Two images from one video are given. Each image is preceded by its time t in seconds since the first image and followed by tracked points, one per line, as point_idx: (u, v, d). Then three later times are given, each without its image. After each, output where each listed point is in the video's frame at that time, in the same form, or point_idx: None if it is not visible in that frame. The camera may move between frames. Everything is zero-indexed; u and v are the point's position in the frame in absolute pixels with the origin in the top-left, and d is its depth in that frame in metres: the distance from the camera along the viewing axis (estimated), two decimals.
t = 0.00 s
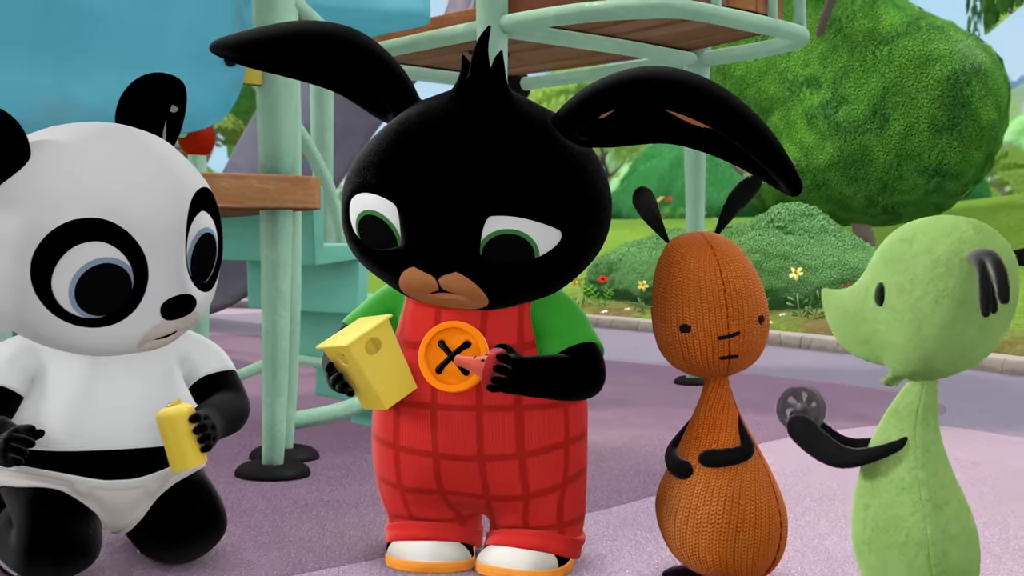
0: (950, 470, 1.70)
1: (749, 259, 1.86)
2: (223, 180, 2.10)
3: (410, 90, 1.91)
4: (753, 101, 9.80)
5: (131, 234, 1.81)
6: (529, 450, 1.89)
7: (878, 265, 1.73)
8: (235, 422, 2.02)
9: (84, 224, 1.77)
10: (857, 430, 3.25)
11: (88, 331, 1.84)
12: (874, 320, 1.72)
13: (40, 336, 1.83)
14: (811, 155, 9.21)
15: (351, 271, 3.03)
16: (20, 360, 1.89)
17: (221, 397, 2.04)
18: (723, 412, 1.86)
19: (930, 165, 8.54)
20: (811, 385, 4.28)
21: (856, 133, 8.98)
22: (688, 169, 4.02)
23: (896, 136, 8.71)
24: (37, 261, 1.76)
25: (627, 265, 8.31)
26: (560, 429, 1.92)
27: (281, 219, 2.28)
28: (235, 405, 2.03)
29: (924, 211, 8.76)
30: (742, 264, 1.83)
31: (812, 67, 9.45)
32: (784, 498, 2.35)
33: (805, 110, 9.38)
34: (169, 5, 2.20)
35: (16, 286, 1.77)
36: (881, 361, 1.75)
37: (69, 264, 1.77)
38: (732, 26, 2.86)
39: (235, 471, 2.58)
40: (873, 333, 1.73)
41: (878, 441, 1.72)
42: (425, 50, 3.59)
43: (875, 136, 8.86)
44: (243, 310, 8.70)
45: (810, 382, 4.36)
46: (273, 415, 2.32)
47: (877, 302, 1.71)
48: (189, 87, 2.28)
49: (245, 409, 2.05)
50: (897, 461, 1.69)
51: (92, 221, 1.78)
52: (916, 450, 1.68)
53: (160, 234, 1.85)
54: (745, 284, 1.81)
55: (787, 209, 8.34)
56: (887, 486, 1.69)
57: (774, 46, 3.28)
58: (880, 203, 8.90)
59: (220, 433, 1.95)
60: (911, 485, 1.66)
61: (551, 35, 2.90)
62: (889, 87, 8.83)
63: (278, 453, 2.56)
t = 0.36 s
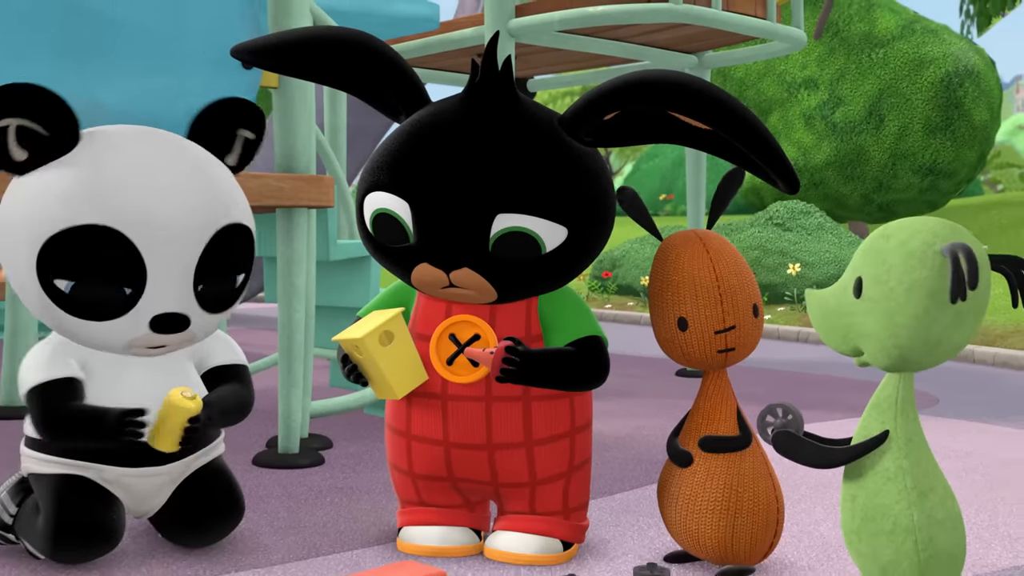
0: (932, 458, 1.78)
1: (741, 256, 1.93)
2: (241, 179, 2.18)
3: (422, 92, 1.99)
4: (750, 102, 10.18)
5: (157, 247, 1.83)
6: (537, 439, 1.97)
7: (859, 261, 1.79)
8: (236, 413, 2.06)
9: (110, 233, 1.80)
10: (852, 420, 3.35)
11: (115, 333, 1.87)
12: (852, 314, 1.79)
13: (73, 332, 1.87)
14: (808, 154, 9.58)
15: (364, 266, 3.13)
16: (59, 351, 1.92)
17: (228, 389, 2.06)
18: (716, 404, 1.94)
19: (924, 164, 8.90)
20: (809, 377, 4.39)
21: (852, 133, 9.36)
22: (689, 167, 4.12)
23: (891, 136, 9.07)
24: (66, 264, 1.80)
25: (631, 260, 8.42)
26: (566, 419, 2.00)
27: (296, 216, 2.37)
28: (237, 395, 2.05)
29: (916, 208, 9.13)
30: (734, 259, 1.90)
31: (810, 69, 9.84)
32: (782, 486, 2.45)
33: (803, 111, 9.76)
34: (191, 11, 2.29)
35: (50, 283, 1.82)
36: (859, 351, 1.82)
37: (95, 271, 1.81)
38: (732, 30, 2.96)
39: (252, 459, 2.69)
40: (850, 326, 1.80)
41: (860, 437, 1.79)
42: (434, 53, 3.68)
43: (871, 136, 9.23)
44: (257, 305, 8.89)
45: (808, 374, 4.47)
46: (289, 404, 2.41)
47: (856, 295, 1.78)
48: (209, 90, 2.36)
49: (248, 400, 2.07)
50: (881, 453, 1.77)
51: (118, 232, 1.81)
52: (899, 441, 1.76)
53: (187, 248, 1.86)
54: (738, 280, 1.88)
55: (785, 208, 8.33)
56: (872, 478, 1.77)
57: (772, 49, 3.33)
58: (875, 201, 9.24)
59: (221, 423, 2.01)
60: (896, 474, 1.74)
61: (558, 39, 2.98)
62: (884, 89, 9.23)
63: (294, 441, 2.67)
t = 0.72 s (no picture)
0: (923, 446, 1.84)
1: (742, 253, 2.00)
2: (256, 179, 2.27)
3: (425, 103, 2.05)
4: (750, 104, 10.48)
5: (175, 243, 1.91)
6: (546, 426, 2.06)
7: (849, 256, 1.86)
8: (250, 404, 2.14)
9: (129, 229, 1.88)
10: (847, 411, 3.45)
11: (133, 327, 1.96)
12: (844, 308, 1.86)
13: (92, 323, 1.96)
14: (806, 153, 9.92)
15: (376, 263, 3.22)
16: (86, 343, 2.02)
17: (242, 379, 2.14)
18: (716, 396, 2.01)
19: (917, 164, 9.24)
20: (806, 370, 4.50)
21: (849, 134, 9.67)
22: (690, 167, 4.23)
23: (887, 136, 9.40)
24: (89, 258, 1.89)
25: (634, 257, 8.56)
26: (574, 407, 2.09)
27: (310, 215, 2.46)
28: (251, 387, 2.14)
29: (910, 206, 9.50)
30: (734, 255, 1.98)
31: (807, 72, 10.14)
32: (779, 474, 2.58)
33: (800, 113, 10.06)
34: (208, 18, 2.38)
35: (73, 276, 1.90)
36: (852, 345, 1.89)
37: (115, 266, 1.89)
38: (732, 34, 3.04)
39: (267, 450, 2.79)
40: (843, 320, 1.87)
41: (854, 427, 1.86)
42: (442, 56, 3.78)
43: (867, 137, 9.54)
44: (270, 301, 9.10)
45: (806, 367, 4.58)
46: (303, 395, 2.50)
47: (847, 290, 1.85)
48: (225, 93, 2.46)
49: (261, 391, 2.15)
50: (876, 442, 1.83)
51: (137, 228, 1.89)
52: (892, 431, 1.82)
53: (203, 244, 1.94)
54: (738, 275, 1.95)
55: (783, 206, 8.35)
56: (867, 467, 1.84)
57: (771, 51, 3.42)
58: (870, 200, 9.61)
59: (235, 412, 2.09)
60: (889, 462, 1.81)
61: (563, 42, 3.06)
62: (880, 90, 9.53)
63: (308, 431, 2.77)
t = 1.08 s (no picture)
0: (913, 436, 1.91)
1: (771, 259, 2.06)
2: (271, 179, 2.35)
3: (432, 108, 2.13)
4: (750, 104, 10.29)
5: (183, 236, 1.99)
6: (560, 414, 2.17)
7: (844, 253, 1.93)
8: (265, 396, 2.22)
9: (136, 229, 1.96)
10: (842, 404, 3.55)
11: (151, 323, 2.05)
12: (837, 303, 1.93)
13: (106, 319, 2.05)
14: (802, 155, 9.91)
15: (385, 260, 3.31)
16: (107, 336, 2.11)
17: (257, 372, 2.23)
18: (714, 388, 2.09)
19: (912, 164, 9.56)
20: (803, 364, 4.62)
21: (844, 134, 9.76)
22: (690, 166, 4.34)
23: (883, 135, 9.63)
24: (100, 259, 1.97)
25: (636, 254, 8.68)
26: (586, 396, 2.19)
27: (323, 213, 2.55)
28: (266, 379, 2.22)
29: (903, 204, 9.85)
30: (768, 260, 2.03)
31: (804, 75, 10.08)
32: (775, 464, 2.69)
33: (798, 114, 10.02)
34: (224, 23, 2.46)
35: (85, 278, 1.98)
36: (846, 339, 1.95)
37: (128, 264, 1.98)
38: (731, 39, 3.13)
39: (280, 441, 2.88)
40: (837, 314, 1.94)
41: (847, 418, 1.93)
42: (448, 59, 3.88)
43: (861, 137, 9.74)
44: (281, 296, 9.30)
45: (803, 362, 4.69)
46: (316, 387, 2.60)
47: (841, 285, 1.92)
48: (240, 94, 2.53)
49: (276, 383, 2.23)
50: (868, 432, 1.90)
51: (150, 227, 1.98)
52: (884, 422, 1.89)
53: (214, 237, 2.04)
54: (766, 277, 2.02)
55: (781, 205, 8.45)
56: (857, 456, 1.90)
57: (769, 55, 3.58)
58: (864, 198, 9.90)
59: (252, 404, 2.17)
60: (881, 451, 1.87)
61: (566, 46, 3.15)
62: (874, 93, 9.68)
63: (320, 421, 2.87)
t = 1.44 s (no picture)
0: (908, 430, 1.94)
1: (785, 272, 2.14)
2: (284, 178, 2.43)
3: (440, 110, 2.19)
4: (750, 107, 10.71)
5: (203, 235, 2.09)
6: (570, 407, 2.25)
7: (834, 255, 1.99)
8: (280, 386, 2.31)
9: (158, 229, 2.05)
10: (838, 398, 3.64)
11: (172, 317, 2.14)
12: (830, 303, 1.98)
13: (129, 317, 2.14)
14: (801, 153, 10.28)
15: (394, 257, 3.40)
16: (127, 331, 2.18)
17: (273, 364, 2.32)
18: (708, 382, 2.15)
19: (906, 164, 9.61)
20: (800, 360, 4.71)
21: (841, 135, 10.03)
22: (691, 165, 4.44)
23: (878, 136, 9.76)
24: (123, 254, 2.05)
25: (638, 251, 8.78)
26: (592, 391, 2.28)
27: (334, 212, 2.63)
28: (281, 371, 2.31)
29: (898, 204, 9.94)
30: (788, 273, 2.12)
31: (801, 77, 10.47)
32: (772, 456, 2.77)
33: (796, 115, 10.40)
34: (238, 27, 2.54)
35: (110, 274, 2.07)
36: (842, 338, 2.00)
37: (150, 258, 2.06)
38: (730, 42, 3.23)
39: (292, 433, 2.97)
40: (830, 315, 1.99)
41: (845, 413, 1.96)
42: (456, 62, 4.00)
43: (857, 137, 9.90)
44: (290, 293, 9.46)
45: (800, 357, 4.79)
46: (328, 380, 2.68)
47: (833, 285, 1.98)
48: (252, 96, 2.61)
49: (291, 373, 2.33)
50: (865, 425, 1.93)
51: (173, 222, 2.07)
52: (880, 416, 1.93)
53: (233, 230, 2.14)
54: (781, 285, 2.10)
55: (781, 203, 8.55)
56: (854, 449, 1.94)
57: (767, 58, 3.62)
58: (861, 197, 9.98)
59: (269, 395, 2.26)
60: (877, 444, 1.90)
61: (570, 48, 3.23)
62: (870, 94, 9.90)
63: (332, 413, 2.96)
